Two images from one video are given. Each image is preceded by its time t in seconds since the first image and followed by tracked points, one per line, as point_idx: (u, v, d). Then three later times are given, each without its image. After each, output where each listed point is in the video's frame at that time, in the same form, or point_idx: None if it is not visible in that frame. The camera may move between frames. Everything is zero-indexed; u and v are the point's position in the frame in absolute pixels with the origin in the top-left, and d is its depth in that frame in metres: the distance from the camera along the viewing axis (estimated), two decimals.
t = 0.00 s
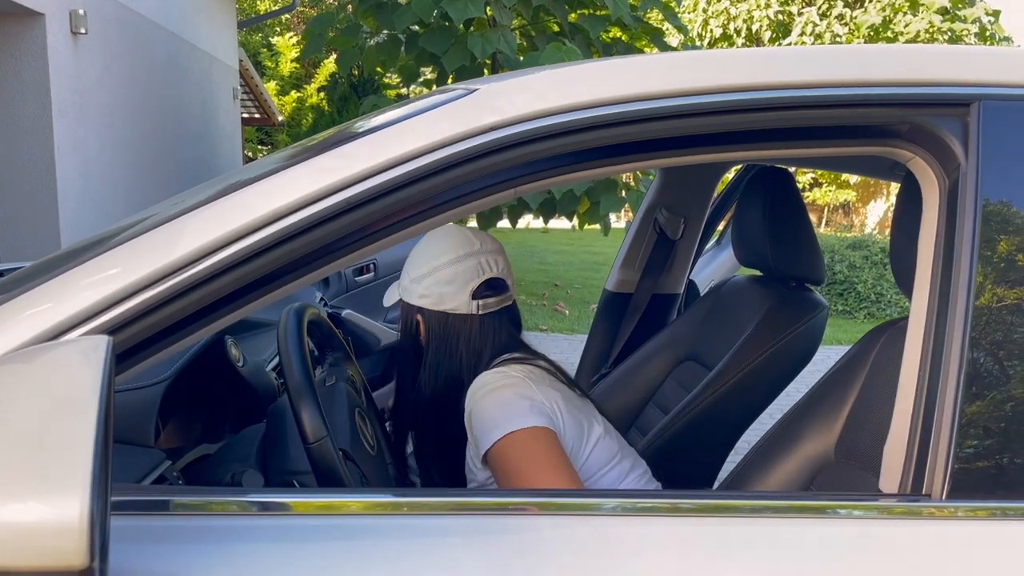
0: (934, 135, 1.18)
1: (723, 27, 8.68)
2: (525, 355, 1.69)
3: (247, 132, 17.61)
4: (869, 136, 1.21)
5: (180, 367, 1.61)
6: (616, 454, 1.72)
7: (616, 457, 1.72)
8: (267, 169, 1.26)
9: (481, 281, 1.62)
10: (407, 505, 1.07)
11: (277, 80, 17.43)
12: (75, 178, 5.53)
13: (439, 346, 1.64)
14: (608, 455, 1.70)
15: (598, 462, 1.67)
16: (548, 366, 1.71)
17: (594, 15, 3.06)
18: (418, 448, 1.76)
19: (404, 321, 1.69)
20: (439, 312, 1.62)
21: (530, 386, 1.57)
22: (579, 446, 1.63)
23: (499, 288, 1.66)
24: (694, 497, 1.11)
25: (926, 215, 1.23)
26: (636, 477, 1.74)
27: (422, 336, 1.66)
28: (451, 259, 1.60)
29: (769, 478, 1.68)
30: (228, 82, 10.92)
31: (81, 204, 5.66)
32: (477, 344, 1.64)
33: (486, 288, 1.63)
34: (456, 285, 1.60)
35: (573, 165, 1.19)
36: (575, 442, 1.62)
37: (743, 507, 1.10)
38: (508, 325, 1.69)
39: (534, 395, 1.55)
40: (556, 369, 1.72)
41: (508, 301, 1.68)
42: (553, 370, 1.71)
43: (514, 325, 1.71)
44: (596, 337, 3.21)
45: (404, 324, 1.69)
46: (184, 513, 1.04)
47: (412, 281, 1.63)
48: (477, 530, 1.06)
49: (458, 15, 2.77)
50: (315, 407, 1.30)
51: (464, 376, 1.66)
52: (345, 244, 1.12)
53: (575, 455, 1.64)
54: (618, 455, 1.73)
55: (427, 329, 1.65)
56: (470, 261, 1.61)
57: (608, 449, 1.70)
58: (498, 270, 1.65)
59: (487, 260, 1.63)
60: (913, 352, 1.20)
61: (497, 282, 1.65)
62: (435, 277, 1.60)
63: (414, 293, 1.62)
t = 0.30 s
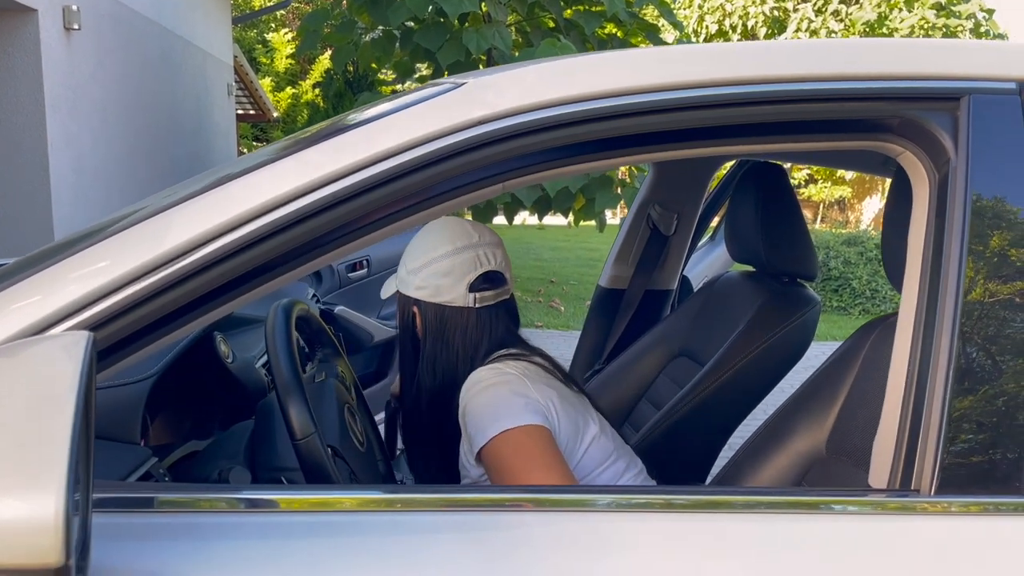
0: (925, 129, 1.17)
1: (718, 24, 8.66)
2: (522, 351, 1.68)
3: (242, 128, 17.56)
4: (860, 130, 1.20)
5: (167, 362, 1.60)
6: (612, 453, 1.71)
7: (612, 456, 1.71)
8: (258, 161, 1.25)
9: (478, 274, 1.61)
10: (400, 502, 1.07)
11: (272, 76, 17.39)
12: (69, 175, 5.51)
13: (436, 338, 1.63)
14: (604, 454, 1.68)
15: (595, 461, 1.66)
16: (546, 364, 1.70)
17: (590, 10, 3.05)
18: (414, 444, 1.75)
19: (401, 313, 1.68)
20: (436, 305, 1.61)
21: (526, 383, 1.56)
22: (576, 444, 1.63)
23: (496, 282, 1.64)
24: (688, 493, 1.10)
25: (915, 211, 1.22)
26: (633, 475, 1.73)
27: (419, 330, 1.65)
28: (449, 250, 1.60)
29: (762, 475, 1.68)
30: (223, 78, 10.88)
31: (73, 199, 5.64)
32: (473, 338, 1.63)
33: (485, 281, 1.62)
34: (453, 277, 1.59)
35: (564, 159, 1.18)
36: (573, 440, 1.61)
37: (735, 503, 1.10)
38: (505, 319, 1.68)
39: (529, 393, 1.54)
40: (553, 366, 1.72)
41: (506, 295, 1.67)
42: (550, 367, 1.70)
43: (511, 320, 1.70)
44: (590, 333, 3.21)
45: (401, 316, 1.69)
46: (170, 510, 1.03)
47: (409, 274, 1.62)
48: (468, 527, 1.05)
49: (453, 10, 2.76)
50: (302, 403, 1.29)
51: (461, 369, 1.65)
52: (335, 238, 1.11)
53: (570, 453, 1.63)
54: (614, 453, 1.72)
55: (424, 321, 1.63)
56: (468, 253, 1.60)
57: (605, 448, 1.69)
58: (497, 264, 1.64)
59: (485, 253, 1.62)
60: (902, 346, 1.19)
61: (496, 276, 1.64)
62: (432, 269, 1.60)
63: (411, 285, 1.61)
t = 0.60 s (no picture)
0: (916, 123, 1.17)
1: (716, 20, 8.64)
2: (506, 349, 1.67)
3: (238, 125, 17.52)
4: (853, 124, 1.19)
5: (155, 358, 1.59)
6: (595, 445, 1.71)
7: (596, 448, 1.71)
8: (249, 153, 1.24)
9: (467, 276, 1.61)
10: (395, 498, 1.06)
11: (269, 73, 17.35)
12: (64, 172, 5.49)
13: (421, 338, 1.62)
14: (587, 446, 1.69)
15: (578, 452, 1.66)
16: (530, 359, 1.70)
17: (586, 7, 3.04)
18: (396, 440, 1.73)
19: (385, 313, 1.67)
20: (423, 305, 1.61)
21: (507, 375, 1.56)
22: (559, 435, 1.63)
23: (484, 284, 1.64)
24: (683, 489, 1.10)
25: (907, 205, 1.22)
26: (617, 465, 1.73)
27: (404, 330, 1.64)
28: (437, 251, 1.60)
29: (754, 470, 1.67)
30: (219, 75, 10.84)
31: (69, 196, 5.62)
32: (458, 339, 1.62)
33: (473, 283, 1.62)
34: (441, 278, 1.59)
35: (554, 152, 1.17)
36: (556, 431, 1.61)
37: (731, 498, 1.09)
38: (491, 321, 1.67)
39: (513, 385, 1.54)
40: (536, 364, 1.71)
41: (493, 299, 1.66)
42: (533, 364, 1.70)
43: (496, 321, 1.69)
44: (584, 330, 3.20)
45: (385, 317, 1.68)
46: (156, 506, 1.03)
47: (397, 273, 1.62)
48: (459, 523, 1.05)
49: (449, 6, 2.75)
50: (290, 399, 1.29)
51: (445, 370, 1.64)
52: (325, 231, 1.10)
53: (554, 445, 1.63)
54: (598, 445, 1.72)
55: (410, 321, 1.63)
56: (457, 255, 1.60)
57: (588, 439, 1.69)
58: (485, 267, 1.64)
59: (474, 256, 1.63)
60: (894, 341, 1.19)
61: (483, 278, 1.63)
62: (421, 269, 1.59)
63: (399, 285, 1.61)
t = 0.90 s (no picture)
0: (912, 121, 1.16)
1: (716, 19, 8.64)
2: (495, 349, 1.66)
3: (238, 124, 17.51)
4: (848, 122, 1.19)
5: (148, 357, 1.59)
6: (580, 434, 1.71)
7: (581, 437, 1.71)
8: (246, 149, 1.24)
9: (461, 280, 1.60)
10: (393, 497, 1.05)
11: (268, 72, 17.32)
12: (62, 171, 5.47)
13: (410, 338, 1.63)
14: (573, 435, 1.69)
15: (564, 442, 1.66)
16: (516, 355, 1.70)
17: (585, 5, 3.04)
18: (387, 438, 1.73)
19: (376, 310, 1.68)
20: (416, 304, 1.61)
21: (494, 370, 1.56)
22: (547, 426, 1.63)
23: (477, 289, 1.63)
24: (681, 488, 1.10)
25: (903, 203, 1.21)
26: (599, 453, 1.74)
27: (394, 328, 1.65)
28: (434, 253, 1.60)
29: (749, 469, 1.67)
30: (218, 74, 10.83)
31: (67, 195, 5.61)
32: (447, 339, 1.62)
33: (467, 287, 1.62)
34: (436, 279, 1.59)
35: (550, 150, 1.17)
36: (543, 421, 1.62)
37: (728, 497, 1.09)
38: (482, 324, 1.67)
39: (501, 378, 1.54)
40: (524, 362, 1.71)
41: (485, 303, 1.66)
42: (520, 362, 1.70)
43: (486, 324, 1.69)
44: (582, 329, 3.19)
45: (376, 314, 1.68)
46: (149, 505, 1.03)
47: (391, 270, 1.62)
48: (454, 522, 1.04)
49: (448, 5, 2.75)
50: (285, 398, 1.28)
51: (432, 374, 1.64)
52: (319, 229, 1.10)
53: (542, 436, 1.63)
54: (582, 434, 1.72)
55: (401, 318, 1.63)
56: (453, 259, 1.60)
57: (574, 429, 1.69)
58: (479, 272, 1.63)
59: (470, 260, 1.62)
60: (890, 339, 1.18)
61: (477, 283, 1.63)
62: (416, 268, 1.59)
63: (393, 283, 1.60)
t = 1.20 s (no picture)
0: (912, 122, 1.17)
1: (718, 19, 8.65)
2: (519, 346, 1.66)
3: (240, 124, 17.53)
4: (850, 122, 1.19)
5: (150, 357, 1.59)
6: (600, 444, 1.71)
7: (600, 446, 1.71)
8: (248, 149, 1.24)
9: (490, 271, 1.60)
10: (395, 497, 1.06)
11: (270, 71, 17.34)
12: (64, 170, 5.49)
13: (439, 326, 1.63)
14: (592, 444, 1.68)
15: (582, 452, 1.66)
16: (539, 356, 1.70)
17: (587, 6, 3.04)
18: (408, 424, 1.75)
19: (407, 297, 1.68)
20: (445, 293, 1.61)
21: (519, 374, 1.56)
22: (567, 433, 1.62)
23: (506, 281, 1.63)
24: (684, 487, 1.10)
25: (903, 203, 1.21)
26: (620, 464, 1.73)
27: (422, 315, 1.66)
28: (465, 242, 1.60)
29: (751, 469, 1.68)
30: (220, 74, 10.84)
31: (70, 195, 5.63)
32: (472, 331, 1.62)
33: (495, 277, 1.61)
34: (465, 268, 1.59)
35: (551, 151, 1.17)
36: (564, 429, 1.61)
37: (729, 496, 1.09)
38: (508, 319, 1.67)
39: (524, 383, 1.54)
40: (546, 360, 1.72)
41: (513, 296, 1.66)
42: (544, 362, 1.70)
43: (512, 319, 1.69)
44: (583, 330, 3.21)
45: (407, 300, 1.69)
46: (150, 504, 1.03)
47: (422, 258, 1.62)
48: (454, 521, 1.05)
49: (450, 5, 2.76)
50: (287, 398, 1.29)
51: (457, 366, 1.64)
52: (321, 229, 1.10)
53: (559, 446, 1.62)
54: (603, 444, 1.71)
55: (429, 306, 1.64)
56: (484, 249, 1.61)
57: (594, 438, 1.69)
58: (509, 264, 1.64)
59: (501, 251, 1.63)
60: (890, 340, 1.18)
61: (506, 275, 1.63)
62: (447, 256, 1.59)
63: (424, 270, 1.61)
